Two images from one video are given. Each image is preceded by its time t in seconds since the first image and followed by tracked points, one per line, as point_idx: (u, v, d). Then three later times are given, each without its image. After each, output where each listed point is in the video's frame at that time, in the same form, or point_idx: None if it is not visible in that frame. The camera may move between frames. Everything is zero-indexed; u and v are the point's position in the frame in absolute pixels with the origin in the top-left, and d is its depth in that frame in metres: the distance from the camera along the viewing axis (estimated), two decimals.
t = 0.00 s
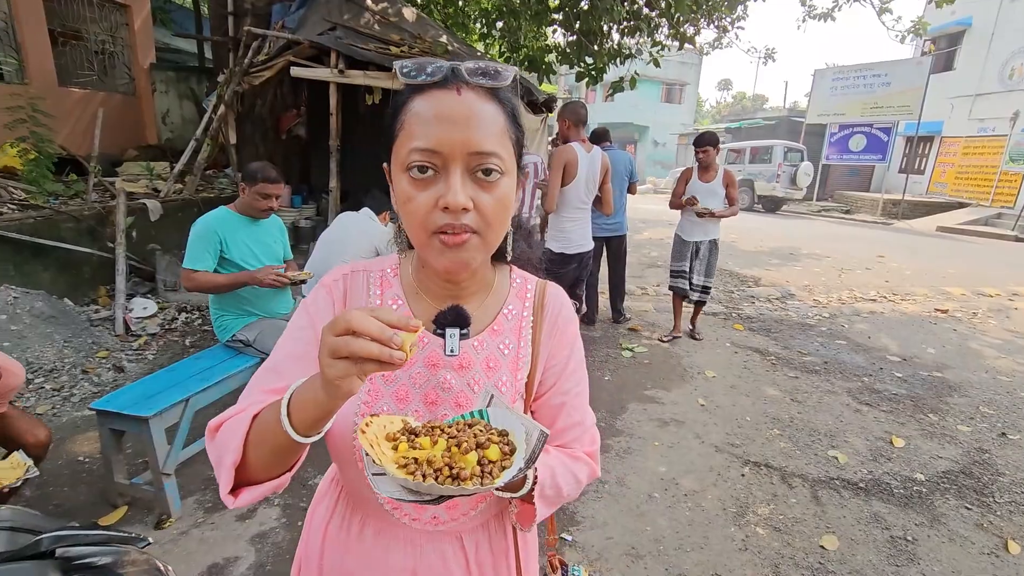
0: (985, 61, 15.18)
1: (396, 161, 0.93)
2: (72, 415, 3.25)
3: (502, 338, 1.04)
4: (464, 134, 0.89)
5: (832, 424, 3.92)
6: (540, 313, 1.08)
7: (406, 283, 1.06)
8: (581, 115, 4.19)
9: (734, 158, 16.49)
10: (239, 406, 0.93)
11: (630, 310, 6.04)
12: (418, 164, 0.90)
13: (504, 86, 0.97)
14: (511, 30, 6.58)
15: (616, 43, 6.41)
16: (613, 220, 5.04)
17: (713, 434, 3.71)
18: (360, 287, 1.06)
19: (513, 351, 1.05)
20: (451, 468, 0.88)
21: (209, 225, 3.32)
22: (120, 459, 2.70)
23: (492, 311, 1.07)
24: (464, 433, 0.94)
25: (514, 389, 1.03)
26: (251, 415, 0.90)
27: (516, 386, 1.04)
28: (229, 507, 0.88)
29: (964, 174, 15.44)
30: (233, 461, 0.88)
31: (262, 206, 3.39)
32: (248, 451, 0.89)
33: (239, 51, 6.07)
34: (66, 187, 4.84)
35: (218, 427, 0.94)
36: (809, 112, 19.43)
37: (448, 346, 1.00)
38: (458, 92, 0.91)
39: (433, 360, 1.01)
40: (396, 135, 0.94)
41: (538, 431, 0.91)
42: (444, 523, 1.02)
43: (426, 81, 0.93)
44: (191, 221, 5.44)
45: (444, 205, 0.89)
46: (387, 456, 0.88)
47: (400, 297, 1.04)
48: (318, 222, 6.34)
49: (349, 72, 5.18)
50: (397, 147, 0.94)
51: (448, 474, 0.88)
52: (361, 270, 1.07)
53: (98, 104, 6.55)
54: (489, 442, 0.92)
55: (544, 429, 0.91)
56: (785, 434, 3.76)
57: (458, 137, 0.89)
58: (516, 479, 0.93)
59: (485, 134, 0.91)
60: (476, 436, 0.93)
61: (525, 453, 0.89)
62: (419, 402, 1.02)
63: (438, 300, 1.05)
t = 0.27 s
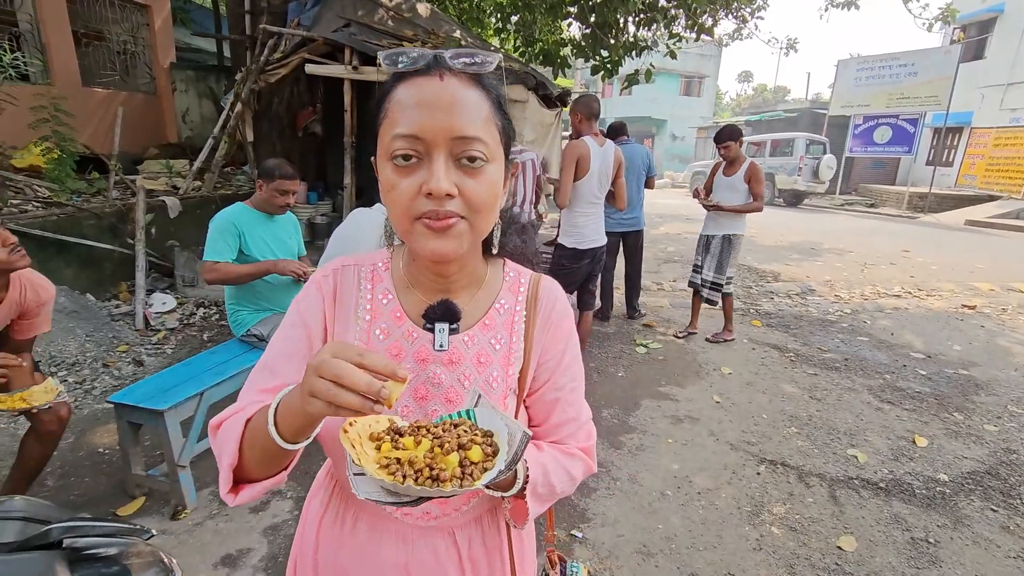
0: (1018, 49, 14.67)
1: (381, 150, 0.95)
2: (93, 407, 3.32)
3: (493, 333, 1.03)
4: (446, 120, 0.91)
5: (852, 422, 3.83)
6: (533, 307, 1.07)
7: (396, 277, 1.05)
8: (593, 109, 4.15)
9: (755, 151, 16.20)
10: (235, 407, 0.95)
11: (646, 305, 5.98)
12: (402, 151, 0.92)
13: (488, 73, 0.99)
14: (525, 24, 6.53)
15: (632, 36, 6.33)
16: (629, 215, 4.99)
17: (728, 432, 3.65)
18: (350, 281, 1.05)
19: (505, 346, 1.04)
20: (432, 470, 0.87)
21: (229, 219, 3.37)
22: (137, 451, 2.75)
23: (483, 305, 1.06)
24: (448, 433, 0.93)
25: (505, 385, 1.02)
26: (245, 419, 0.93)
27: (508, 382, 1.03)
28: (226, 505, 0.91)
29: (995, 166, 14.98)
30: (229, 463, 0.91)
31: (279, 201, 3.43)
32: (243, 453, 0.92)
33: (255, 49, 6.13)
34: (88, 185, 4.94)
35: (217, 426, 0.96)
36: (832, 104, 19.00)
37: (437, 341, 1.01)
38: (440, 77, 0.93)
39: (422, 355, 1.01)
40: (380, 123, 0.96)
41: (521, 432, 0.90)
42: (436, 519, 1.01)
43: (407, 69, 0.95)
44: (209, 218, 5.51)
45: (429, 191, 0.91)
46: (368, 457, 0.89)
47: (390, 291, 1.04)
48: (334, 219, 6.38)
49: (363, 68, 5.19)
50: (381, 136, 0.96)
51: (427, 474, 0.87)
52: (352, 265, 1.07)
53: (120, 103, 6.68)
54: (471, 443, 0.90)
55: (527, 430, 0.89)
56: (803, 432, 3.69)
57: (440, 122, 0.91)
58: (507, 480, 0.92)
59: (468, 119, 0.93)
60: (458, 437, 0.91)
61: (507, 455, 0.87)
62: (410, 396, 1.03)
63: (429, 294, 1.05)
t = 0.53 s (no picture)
0: None
1: (368, 131, 0.97)
2: (123, 398, 3.42)
3: (486, 322, 1.04)
4: (431, 96, 0.93)
5: (881, 418, 3.72)
6: (527, 295, 1.07)
7: (387, 267, 1.06)
8: (611, 99, 4.09)
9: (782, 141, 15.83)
10: (241, 406, 0.98)
11: (667, 299, 5.90)
12: (388, 129, 0.94)
13: (472, 54, 1.01)
14: (545, 15, 6.47)
15: (654, 25, 6.21)
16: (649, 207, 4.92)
17: (750, 427, 3.59)
18: (341, 271, 1.07)
19: (498, 334, 1.04)
20: (419, 470, 0.88)
21: (253, 212, 3.43)
22: (163, 441, 2.82)
23: (476, 293, 1.06)
24: (439, 432, 0.93)
25: (498, 373, 1.03)
26: (250, 418, 0.95)
27: (501, 371, 1.03)
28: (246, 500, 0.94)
29: None
30: (244, 461, 0.94)
31: (300, 195, 3.47)
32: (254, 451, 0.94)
33: (277, 46, 6.20)
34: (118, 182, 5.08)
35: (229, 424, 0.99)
36: (864, 91, 18.43)
37: (429, 330, 1.02)
38: (423, 57, 0.96)
39: (413, 344, 1.02)
40: (365, 105, 0.99)
41: (509, 432, 0.90)
42: (431, 508, 1.01)
43: (392, 50, 0.97)
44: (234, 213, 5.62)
45: (415, 166, 0.92)
46: (358, 457, 0.91)
47: (381, 280, 1.05)
48: (355, 213, 6.45)
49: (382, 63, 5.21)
50: (368, 118, 0.98)
51: (415, 473, 0.88)
52: (342, 254, 1.08)
53: (149, 102, 6.84)
54: (459, 442, 0.90)
55: (515, 431, 0.90)
56: (828, 428, 3.60)
57: (424, 98, 0.93)
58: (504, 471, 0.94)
59: (451, 96, 0.95)
60: (447, 436, 0.91)
61: (494, 455, 0.87)
62: (402, 386, 1.03)
63: (421, 282, 1.05)
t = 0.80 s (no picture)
0: None
1: (361, 122, 1.01)
2: (154, 389, 3.53)
3: (476, 313, 1.09)
4: (421, 86, 0.98)
5: (912, 412, 3.61)
6: (516, 286, 1.12)
7: (376, 262, 1.11)
8: (632, 88, 4.03)
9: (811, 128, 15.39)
10: (246, 405, 1.04)
11: (690, 291, 5.82)
12: (380, 118, 0.99)
13: (461, 50, 1.07)
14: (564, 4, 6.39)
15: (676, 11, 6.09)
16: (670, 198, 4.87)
17: (775, 421, 3.52)
18: (331, 267, 1.11)
19: (488, 325, 1.09)
20: (403, 475, 0.96)
21: (278, 205, 3.46)
22: (192, 431, 2.90)
23: (466, 285, 1.11)
24: (429, 436, 0.99)
25: (489, 362, 1.08)
26: (254, 417, 1.00)
27: (492, 360, 1.08)
28: (259, 490, 1.00)
29: None
30: (256, 456, 0.99)
31: (324, 190, 3.50)
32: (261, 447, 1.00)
33: (298, 42, 6.26)
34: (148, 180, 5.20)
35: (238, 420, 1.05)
36: (898, 74, 17.78)
37: (419, 323, 1.06)
38: (412, 49, 1.00)
39: (404, 338, 1.06)
40: (357, 97, 1.03)
41: (489, 445, 0.95)
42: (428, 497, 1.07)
43: (383, 46, 1.02)
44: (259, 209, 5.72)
45: (406, 152, 0.96)
46: (349, 458, 0.98)
47: (370, 275, 1.09)
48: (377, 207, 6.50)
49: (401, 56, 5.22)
50: (360, 111, 1.03)
51: (401, 477, 0.95)
52: (330, 250, 1.12)
53: (176, 101, 6.99)
54: (444, 449, 0.95)
55: (493, 443, 0.96)
56: (857, 422, 3.51)
57: (414, 89, 0.98)
58: (498, 467, 1.01)
59: (441, 86, 1.00)
60: (431, 443, 0.97)
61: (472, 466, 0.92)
62: (394, 378, 1.07)
63: (410, 277, 1.10)
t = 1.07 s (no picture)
0: None
1: (349, 113, 0.99)
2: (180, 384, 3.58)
3: (477, 311, 1.06)
4: (411, 72, 0.96)
5: (948, 407, 3.48)
6: (518, 281, 1.08)
7: (371, 260, 1.08)
8: (654, 74, 3.94)
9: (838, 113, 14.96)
10: (249, 411, 1.02)
11: (714, 282, 5.71)
12: (371, 108, 0.96)
13: (450, 36, 1.03)
14: None
15: None
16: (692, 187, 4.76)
17: (804, 415, 3.43)
18: (326, 267, 1.08)
19: (490, 323, 1.06)
20: (409, 483, 0.94)
21: (299, 199, 3.47)
22: (217, 425, 2.93)
23: (466, 281, 1.08)
24: (435, 442, 0.97)
25: (492, 361, 1.05)
26: (256, 424, 0.99)
27: (495, 359, 1.05)
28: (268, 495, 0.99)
29: None
30: (262, 463, 0.98)
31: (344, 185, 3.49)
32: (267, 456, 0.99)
33: (316, 36, 6.26)
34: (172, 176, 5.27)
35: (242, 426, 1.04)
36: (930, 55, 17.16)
37: (418, 324, 1.03)
38: (404, 38, 0.98)
39: (404, 339, 1.04)
40: (346, 88, 1.01)
41: (496, 449, 0.92)
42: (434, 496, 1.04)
43: (373, 34, 1.00)
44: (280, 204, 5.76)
45: (398, 140, 0.94)
46: (353, 467, 0.97)
47: (367, 276, 1.07)
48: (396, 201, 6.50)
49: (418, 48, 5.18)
50: (349, 103, 1.00)
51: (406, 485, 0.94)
52: (325, 251, 1.09)
53: (198, 98, 7.06)
54: (449, 456, 0.94)
55: (499, 449, 0.92)
56: (889, 417, 3.40)
57: (403, 76, 0.96)
58: (506, 468, 0.98)
59: (432, 72, 0.97)
60: (435, 451, 0.95)
61: (478, 472, 0.90)
62: (395, 381, 1.04)
63: (408, 276, 1.07)
